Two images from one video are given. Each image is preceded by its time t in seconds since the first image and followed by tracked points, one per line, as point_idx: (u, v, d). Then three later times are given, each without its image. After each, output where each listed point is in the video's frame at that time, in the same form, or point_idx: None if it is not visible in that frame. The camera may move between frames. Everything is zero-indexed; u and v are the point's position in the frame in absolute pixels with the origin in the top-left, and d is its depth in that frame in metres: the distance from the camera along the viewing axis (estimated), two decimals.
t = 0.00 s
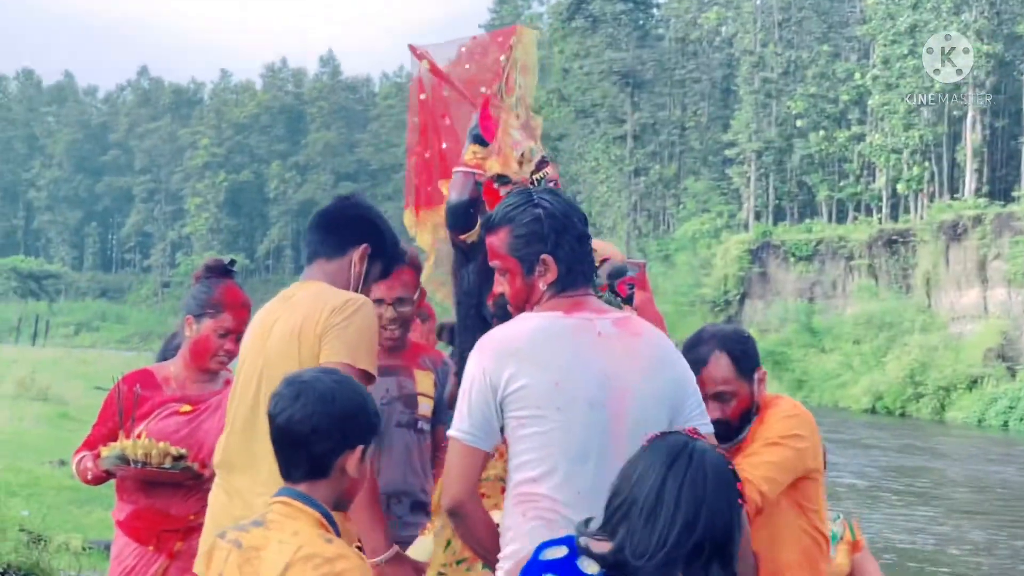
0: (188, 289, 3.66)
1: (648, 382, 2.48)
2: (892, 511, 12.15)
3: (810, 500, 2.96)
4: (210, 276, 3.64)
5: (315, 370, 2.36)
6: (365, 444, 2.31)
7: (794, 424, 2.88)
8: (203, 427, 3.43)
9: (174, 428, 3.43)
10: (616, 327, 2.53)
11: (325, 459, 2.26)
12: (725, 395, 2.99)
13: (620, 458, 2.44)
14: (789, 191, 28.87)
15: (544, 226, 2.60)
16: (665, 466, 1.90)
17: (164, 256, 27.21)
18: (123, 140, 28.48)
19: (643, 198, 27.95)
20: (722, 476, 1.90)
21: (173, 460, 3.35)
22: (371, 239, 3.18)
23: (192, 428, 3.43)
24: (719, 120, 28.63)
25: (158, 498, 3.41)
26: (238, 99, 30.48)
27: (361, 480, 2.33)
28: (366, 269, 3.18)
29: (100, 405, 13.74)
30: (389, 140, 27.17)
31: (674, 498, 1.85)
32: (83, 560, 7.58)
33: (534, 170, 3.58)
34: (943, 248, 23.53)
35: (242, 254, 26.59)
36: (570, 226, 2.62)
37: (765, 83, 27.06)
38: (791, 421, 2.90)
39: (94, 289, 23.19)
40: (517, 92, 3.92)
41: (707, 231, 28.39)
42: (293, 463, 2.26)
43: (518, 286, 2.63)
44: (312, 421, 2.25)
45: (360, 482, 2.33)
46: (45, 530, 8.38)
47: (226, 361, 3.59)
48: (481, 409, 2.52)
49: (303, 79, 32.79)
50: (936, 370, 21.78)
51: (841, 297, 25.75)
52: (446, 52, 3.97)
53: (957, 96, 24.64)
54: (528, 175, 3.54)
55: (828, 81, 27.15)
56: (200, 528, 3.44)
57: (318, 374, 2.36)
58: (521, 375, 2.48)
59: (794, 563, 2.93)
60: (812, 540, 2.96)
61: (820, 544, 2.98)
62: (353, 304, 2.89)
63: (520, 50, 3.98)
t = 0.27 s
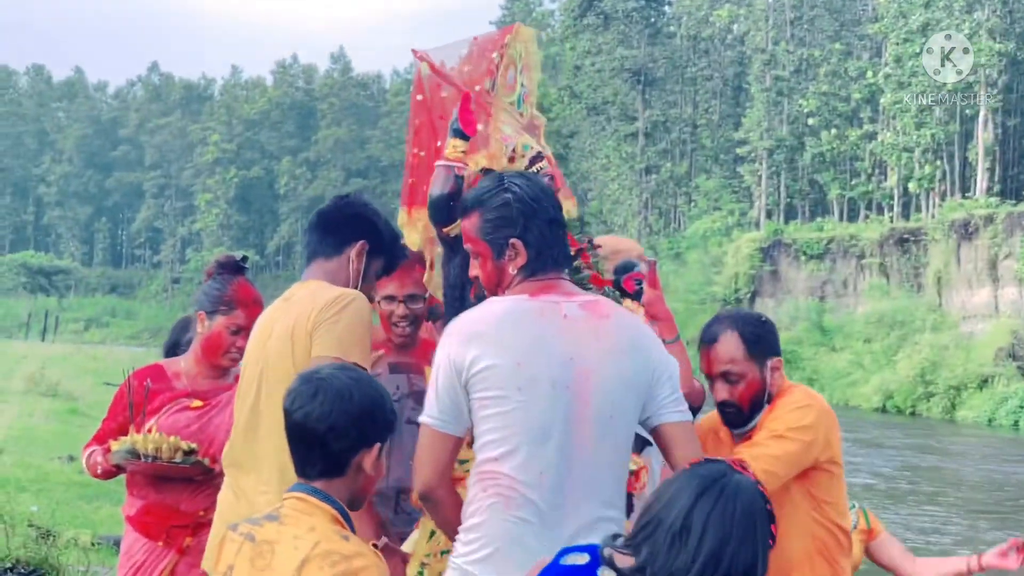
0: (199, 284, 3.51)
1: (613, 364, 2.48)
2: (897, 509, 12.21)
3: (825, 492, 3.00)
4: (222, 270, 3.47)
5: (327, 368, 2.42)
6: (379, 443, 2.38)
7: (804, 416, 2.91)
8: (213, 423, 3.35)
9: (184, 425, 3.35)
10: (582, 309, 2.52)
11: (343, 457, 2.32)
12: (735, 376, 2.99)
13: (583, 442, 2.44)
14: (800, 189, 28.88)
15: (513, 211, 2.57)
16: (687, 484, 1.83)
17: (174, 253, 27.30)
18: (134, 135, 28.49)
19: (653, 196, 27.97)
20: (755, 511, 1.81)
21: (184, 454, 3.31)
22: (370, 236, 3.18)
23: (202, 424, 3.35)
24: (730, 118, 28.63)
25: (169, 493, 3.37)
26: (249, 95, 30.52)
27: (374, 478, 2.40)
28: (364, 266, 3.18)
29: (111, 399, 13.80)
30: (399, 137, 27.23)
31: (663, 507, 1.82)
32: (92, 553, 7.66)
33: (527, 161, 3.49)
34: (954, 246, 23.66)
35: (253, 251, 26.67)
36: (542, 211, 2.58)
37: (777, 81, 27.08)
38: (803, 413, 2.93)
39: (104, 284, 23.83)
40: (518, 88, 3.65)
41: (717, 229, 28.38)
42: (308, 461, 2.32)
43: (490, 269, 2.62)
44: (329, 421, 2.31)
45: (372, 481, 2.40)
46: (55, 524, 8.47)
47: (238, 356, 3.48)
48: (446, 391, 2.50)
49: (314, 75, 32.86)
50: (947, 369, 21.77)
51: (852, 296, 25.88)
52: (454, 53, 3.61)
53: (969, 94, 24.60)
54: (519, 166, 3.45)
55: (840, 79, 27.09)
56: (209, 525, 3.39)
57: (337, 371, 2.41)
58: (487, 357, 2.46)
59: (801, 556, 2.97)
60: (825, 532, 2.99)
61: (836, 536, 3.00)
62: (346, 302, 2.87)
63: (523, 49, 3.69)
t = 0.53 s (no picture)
0: (202, 283, 3.36)
1: (579, 355, 2.47)
2: (893, 510, 12.27)
3: (820, 483, 3.01)
4: (225, 267, 3.34)
5: (328, 365, 2.34)
6: (379, 440, 2.32)
7: (795, 407, 2.92)
8: (215, 420, 3.24)
9: (186, 421, 3.25)
10: (550, 300, 2.52)
11: (341, 457, 2.26)
12: (729, 361, 3.02)
13: (549, 433, 2.44)
14: (800, 189, 28.97)
15: (481, 203, 2.56)
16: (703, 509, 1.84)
17: (175, 252, 27.36)
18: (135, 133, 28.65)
19: (653, 195, 28.09)
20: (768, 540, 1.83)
21: (186, 451, 3.13)
22: (376, 232, 3.17)
23: (204, 421, 3.25)
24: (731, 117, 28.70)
25: (169, 491, 3.19)
26: (250, 93, 30.51)
27: (374, 475, 2.35)
28: (373, 262, 3.19)
29: (110, 398, 13.82)
30: (400, 136, 27.30)
31: (679, 524, 1.84)
32: (90, 551, 7.70)
33: (521, 157, 3.37)
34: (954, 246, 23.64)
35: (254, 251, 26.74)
36: (511, 202, 2.57)
37: (778, 81, 27.14)
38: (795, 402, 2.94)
39: (106, 285, 24.12)
40: (518, 86, 3.60)
41: (717, 229, 28.50)
42: (308, 459, 2.26)
43: (463, 262, 2.62)
44: (328, 418, 2.25)
45: (373, 478, 2.34)
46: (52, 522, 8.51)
47: (240, 355, 3.34)
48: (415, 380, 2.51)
49: (315, 73, 32.84)
50: (948, 369, 21.77)
51: (853, 296, 25.90)
52: (458, 49, 3.46)
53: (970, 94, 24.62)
54: (512, 162, 3.34)
55: (841, 79, 27.08)
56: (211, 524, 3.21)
57: (336, 368, 2.35)
58: (450, 347, 2.47)
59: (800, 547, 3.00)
60: (822, 524, 3.00)
61: (833, 529, 3.01)
62: (340, 302, 2.85)
63: (524, 49, 3.67)
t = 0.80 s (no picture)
0: (198, 281, 3.28)
1: (511, 346, 2.21)
2: (886, 508, 12.32)
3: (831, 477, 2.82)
4: (223, 266, 3.25)
5: (313, 362, 2.01)
6: (364, 438, 2.00)
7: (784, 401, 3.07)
8: (212, 419, 3.17)
9: (183, 419, 3.16)
10: (490, 296, 2.25)
11: (323, 454, 1.96)
12: (706, 345, 2.60)
13: (475, 431, 2.18)
14: (796, 189, 29.06)
15: (425, 201, 2.32)
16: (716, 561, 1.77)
17: (171, 251, 27.36)
18: (131, 132, 28.68)
19: (649, 195, 28.27)
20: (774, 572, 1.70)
21: (183, 449, 3.02)
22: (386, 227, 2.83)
23: (201, 419, 3.16)
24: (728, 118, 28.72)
25: (166, 488, 3.11)
26: (246, 92, 30.55)
27: (363, 472, 2.03)
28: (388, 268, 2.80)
29: (106, 397, 13.85)
30: (397, 135, 27.35)
31: (685, 546, 1.72)
32: (86, 549, 7.70)
33: (507, 154, 2.89)
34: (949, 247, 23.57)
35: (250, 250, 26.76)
36: (457, 196, 2.31)
37: (774, 82, 27.14)
38: (770, 391, 2.51)
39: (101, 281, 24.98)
40: (513, 82, 3.07)
41: (713, 228, 28.71)
42: (288, 457, 1.97)
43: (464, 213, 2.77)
44: (313, 414, 1.95)
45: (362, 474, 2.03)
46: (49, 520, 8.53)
47: (239, 354, 3.26)
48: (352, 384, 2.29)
49: (312, 73, 32.91)
50: (942, 369, 21.77)
51: (848, 296, 25.97)
52: (453, 48, 2.94)
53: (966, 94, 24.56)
54: (495, 162, 2.86)
55: (837, 79, 27.08)
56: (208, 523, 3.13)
57: (320, 362, 2.02)
58: (380, 343, 2.24)
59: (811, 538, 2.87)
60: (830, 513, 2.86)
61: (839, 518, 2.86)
62: (352, 301, 2.58)
63: (520, 45, 3.12)
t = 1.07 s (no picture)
0: (194, 280, 3.28)
1: (478, 343, 2.21)
2: (882, 506, 12.34)
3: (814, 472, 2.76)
4: (218, 266, 3.26)
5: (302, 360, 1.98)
6: (351, 438, 1.98)
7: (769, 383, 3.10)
8: (208, 418, 3.18)
9: (179, 418, 3.17)
10: (460, 293, 2.25)
11: (309, 452, 1.94)
12: (689, 339, 2.52)
13: (439, 429, 2.19)
14: (792, 188, 29.14)
15: (403, 199, 2.32)
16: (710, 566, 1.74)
17: (167, 250, 27.37)
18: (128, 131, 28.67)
19: (646, 195, 28.36)
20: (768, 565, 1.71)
21: (179, 449, 3.01)
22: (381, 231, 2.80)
23: (198, 418, 3.17)
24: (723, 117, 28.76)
25: (162, 487, 3.11)
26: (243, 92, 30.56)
27: (351, 471, 2.01)
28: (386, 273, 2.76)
29: (102, 396, 13.84)
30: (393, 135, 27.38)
31: (681, 554, 1.70)
32: (82, 548, 7.70)
33: (498, 149, 2.96)
34: (945, 247, 23.52)
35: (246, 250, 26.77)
36: (434, 195, 2.31)
37: (769, 81, 27.03)
38: (753, 389, 2.43)
39: (97, 280, 25.03)
40: (509, 78, 3.11)
41: (710, 229, 28.85)
42: (274, 456, 1.95)
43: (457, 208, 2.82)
44: (300, 414, 1.92)
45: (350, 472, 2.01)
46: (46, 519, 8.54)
47: (239, 353, 3.26)
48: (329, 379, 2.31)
49: (308, 72, 32.91)
50: (937, 369, 21.76)
51: (844, 296, 26.00)
52: (451, 44, 2.96)
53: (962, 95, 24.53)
54: (485, 157, 2.93)
55: (834, 78, 27.07)
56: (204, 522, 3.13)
57: (307, 362, 1.99)
58: (352, 340, 2.25)
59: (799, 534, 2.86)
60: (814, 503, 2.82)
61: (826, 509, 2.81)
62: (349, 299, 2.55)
63: (517, 40, 3.15)
